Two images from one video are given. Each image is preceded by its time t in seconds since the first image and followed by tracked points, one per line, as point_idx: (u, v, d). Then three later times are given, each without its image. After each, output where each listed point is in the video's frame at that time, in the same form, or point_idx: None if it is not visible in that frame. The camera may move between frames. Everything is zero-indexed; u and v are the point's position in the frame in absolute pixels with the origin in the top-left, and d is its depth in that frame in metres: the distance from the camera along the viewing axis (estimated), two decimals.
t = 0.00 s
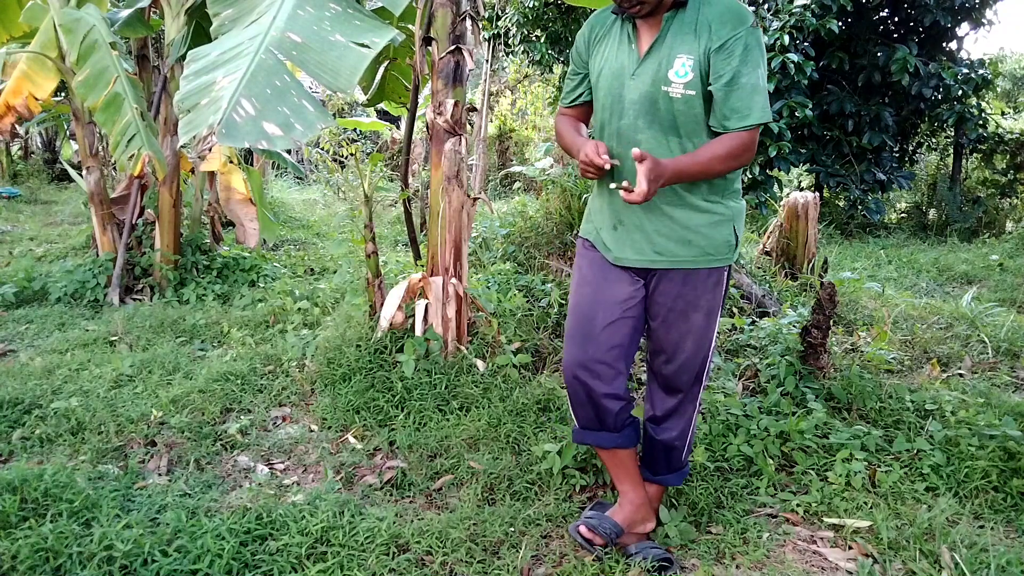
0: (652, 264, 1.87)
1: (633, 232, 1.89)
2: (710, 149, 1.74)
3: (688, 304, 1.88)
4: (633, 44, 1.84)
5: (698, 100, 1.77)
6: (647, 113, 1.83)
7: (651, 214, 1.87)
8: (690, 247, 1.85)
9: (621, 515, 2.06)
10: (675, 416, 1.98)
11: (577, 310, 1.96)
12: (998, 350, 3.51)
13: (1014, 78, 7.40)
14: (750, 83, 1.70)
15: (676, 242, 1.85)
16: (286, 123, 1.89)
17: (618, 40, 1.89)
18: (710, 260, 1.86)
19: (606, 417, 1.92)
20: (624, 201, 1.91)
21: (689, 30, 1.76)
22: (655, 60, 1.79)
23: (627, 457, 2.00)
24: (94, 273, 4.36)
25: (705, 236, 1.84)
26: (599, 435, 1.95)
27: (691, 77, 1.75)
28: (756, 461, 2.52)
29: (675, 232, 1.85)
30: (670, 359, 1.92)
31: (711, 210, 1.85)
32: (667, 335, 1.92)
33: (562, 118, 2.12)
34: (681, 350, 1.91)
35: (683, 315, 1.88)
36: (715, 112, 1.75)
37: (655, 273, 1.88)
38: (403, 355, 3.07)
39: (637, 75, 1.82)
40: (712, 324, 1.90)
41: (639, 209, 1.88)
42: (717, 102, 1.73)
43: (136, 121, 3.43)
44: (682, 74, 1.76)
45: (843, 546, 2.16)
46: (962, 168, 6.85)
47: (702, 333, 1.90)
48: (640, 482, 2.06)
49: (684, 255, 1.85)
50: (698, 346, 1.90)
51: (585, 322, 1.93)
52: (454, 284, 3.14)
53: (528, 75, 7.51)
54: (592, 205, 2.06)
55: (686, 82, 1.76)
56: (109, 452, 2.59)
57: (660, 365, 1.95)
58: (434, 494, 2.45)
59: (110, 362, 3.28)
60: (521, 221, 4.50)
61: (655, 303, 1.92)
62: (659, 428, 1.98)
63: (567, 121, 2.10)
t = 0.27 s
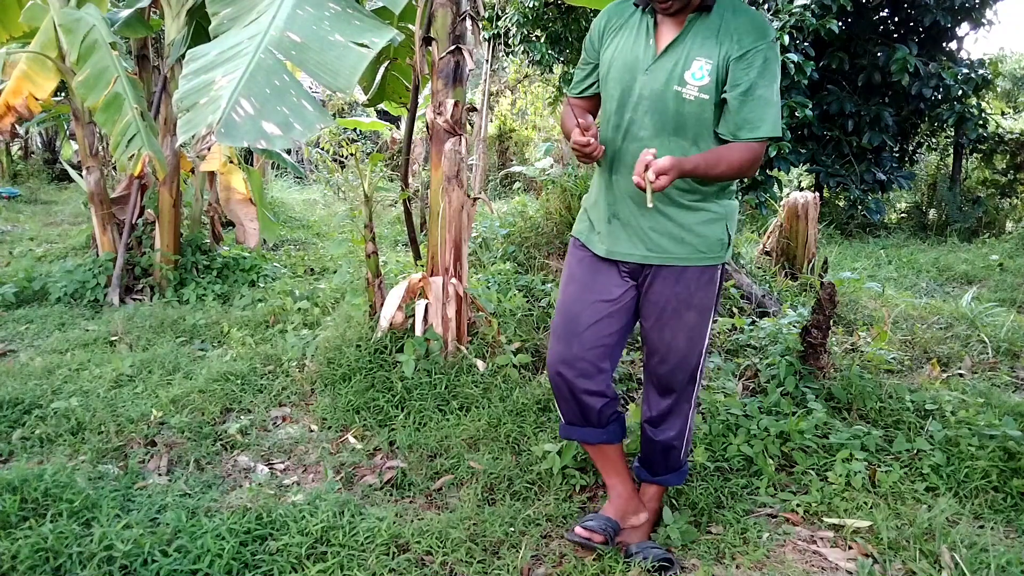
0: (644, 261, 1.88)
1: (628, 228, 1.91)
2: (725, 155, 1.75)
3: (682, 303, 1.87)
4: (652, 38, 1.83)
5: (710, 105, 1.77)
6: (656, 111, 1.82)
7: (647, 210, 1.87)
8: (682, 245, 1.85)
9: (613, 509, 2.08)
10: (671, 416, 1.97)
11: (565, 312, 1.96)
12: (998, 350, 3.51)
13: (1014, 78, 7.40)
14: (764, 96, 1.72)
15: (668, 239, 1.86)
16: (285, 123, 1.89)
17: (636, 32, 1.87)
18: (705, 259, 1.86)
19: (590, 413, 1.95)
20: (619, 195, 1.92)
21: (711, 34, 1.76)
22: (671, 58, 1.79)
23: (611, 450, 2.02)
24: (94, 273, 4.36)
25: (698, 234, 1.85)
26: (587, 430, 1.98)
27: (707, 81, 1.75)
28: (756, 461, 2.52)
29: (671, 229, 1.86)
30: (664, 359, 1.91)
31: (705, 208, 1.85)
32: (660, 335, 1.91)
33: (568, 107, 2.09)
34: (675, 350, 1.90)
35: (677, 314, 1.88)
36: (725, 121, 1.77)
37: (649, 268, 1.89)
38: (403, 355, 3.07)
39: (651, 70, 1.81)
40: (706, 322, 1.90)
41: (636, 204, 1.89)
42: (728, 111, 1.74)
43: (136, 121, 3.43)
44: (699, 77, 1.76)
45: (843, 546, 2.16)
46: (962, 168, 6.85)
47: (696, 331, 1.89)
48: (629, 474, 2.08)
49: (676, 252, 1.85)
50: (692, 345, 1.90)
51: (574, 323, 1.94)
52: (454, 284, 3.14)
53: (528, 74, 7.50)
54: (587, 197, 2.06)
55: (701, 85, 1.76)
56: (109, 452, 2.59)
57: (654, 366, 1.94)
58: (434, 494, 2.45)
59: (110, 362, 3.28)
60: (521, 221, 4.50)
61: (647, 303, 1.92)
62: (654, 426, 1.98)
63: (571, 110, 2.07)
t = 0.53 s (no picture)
0: (640, 259, 1.88)
1: (625, 225, 1.90)
2: (721, 155, 1.75)
3: (676, 304, 1.87)
4: (665, 38, 1.83)
5: (717, 110, 1.78)
6: (664, 111, 1.82)
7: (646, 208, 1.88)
8: (679, 244, 1.85)
9: (549, 508, 2.08)
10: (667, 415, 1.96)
11: (549, 307, 1.96)
12: (998, 350, 3.51)
13: (1014, 78, 7.39)
14: (769, 106, 1.75)
15: (664, 237, 1.86)
16: (286, 122, 1.89)
17: (648, 31, 1.87)
18: (701, 260, 1.87)
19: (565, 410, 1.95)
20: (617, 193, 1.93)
21: (724, 40, 1.78)
22: (684, 60, 1.79)
23: (559, 448, 2.02)
24: (93, 273, 4.36)
25: (695, 235, 1.85)
26: (547, 425, 1.98)
27: (717, 86, 1.76)
28: (756, 461, 2.52)
29: (668, 227, 1.86)
30: (657, 358, 1.91)
31: (702, 209, 1.86)
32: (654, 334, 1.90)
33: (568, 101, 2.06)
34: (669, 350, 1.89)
35: (671, 315, 1.87)
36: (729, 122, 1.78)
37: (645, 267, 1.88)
38: (403, 355, 3.06)
39: (663, 70, 1.81)
40: (700, 322, 1.90)
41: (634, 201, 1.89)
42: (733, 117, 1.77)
43: (136, 121, 3.43)
44: (710, 80, 1.77)
45: (843, 546, 2.16)
46: (962, 168, 6.85)
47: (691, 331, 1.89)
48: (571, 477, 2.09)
49: (672, 251, 1.85)
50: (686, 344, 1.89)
51: (558, 318, 1.93)
52: (454, 284, 3.14)
53: (528, 74, 7.50)
54: (582, 194, 2.06)
55: (711, 89, 1.77)
56: (109, 452, 2.59)
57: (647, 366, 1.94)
58: (434, 494, 2.45)
59: (110, 362, 3.28)
60: (521, 221, 4.50)
61: (639, 303, 1.92)
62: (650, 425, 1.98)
63: (574, 103, 2.04)
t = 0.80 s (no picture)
0: (632, 256, 1.88)
1: (617, 222, 1.91)
2: (711, 150, 1.75)
3: (669, 302, 1.86)
4: (657, 38, 1.83)
5: (711, 107, 1.78)
6: (658, 110, 1.83)
7: (640, 206, 1.88)
8: (670, 242, 1.85)
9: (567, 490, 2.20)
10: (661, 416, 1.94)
11: (537, 299, 1.95)
12: (998, 350, 3.51)
13: (1014, 78, 7.39)
14: (761, 101, 1.75)
15: (655, 235, 1.86)
16: (288, 122, 1.89)
17: (640, 31, 1.88)
18: (693, 259, 1.85)
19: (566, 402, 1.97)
20: (609, 191, 1.93)
21: (715, 38, 1.78)
22: (676, 59, 1.80)
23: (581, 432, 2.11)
24: (93, 273, 4.36)
25: (688, 234, 1.85)
26: (551, 414, 2.01)
27: (710, 84, 1.77)
28: (756, 461, 2.52)
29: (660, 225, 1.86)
30: (650, 357, 1.91)
31: (695, 208, 1.86)
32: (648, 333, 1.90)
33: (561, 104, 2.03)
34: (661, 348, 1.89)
35: (665, 313, 1.86)
36: (720, 117, 1.78)
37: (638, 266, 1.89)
38: (403, 355, 3.06)
39: (656, 70, 1.82)
40: (694, 322, 1.89)
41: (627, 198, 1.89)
42: (725, 113, 1.77)
43: (136, 121, 3.43)
44: (702, 79, 1.77)
45: (843, 546, 2.16)
46: (962, 168, 6.84)
47: (684, 331, 1.88)
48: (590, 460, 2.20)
49: (664, 250, 1.85)
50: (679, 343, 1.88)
51: (546, 312, 1.92)
52: (454, 284, 3.14)
53: (528, 74, 7.50)
54: (576, 193, 2.06)
55: (704, 87, 1.77)
56: (109, 452, 2.59)
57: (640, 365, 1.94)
58: (434, 494, 2.45)
59: (110, 362, 3.28)
60: (521, 221, 4.50)
61: (633, 300, 1.91)
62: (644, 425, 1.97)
63: (567, 107, 2.01)
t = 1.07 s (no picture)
0: (628, 261, 1.87)
1: (610, 225, 1.89)
2: (694, 141, 1.75)
3: (666, 302, 1.86)
4: (632, 40, 1.83)
5: (692, 103, 1.79)
6: (640, 111, 1.83)
7: (631, 208, 1.87)
8: (666, 244, 1.85)
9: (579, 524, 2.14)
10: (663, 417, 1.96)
11: (562, 328, 1.96)
12: (998, 350, 3.51)
13: (1014, 78, 7.39)
14: (740, 91, 1.75)
15: (650, 238, 1.85)
16: (290, 122, 1.89)
17: (614, 33, 1.87)
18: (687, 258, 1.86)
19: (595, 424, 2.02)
20: (600, 195, 1.91)
21: (688, 33, 1.79)
22: (653, 58, 1.80)
23: (591, 463, 2.09)
24: (94, 273, 4.36)
25: (682, 234, 1.85)
26: (584, 442, 2.05)
27: (689, 80, 1.78)
28: (756, 461, 2.52)
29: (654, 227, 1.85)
30: (648, 357, 1.91)
31: (686, 207, 1.86)
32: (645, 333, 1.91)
33: (542, 110, 1.99)
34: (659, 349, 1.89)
35: (662, 313, 1.87)
36: (702, 111, 1.79)
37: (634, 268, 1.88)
38: (403, 355, 3.06)
39: (634, 71, 1.82)
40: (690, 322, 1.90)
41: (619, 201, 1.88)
42: (706, 105, 1.77)
43: (136, 121, 3.43)
44: (681, 75, 1.78)
45: (843, 546, 2.17)
46: (962, 168, 6.85)
47: (681, 330, 1.89)
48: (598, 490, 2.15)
49: (659, 252, 1.85)
50: (677, 344, 1.89)
51: (576, 341, 1.95)
52: (454, 284, 3.14)
53: (528, 74, 7.50)
54: (561, 200, 2.04)
55: (683, 83, 1.78)
56: (109, 452, 2.59)
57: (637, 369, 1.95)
58: (434, 494, 2.45)
59: (110, 362, 3.28)
60: (521, 221, 4.50)
61: (629, 301, 1.92)
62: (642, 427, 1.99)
63: (548, 112, 1.97)
